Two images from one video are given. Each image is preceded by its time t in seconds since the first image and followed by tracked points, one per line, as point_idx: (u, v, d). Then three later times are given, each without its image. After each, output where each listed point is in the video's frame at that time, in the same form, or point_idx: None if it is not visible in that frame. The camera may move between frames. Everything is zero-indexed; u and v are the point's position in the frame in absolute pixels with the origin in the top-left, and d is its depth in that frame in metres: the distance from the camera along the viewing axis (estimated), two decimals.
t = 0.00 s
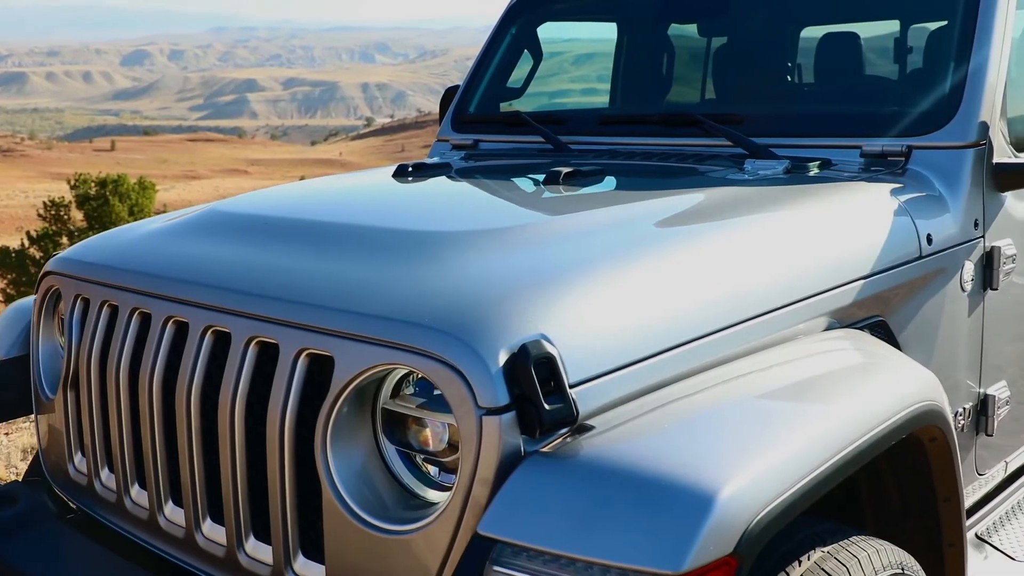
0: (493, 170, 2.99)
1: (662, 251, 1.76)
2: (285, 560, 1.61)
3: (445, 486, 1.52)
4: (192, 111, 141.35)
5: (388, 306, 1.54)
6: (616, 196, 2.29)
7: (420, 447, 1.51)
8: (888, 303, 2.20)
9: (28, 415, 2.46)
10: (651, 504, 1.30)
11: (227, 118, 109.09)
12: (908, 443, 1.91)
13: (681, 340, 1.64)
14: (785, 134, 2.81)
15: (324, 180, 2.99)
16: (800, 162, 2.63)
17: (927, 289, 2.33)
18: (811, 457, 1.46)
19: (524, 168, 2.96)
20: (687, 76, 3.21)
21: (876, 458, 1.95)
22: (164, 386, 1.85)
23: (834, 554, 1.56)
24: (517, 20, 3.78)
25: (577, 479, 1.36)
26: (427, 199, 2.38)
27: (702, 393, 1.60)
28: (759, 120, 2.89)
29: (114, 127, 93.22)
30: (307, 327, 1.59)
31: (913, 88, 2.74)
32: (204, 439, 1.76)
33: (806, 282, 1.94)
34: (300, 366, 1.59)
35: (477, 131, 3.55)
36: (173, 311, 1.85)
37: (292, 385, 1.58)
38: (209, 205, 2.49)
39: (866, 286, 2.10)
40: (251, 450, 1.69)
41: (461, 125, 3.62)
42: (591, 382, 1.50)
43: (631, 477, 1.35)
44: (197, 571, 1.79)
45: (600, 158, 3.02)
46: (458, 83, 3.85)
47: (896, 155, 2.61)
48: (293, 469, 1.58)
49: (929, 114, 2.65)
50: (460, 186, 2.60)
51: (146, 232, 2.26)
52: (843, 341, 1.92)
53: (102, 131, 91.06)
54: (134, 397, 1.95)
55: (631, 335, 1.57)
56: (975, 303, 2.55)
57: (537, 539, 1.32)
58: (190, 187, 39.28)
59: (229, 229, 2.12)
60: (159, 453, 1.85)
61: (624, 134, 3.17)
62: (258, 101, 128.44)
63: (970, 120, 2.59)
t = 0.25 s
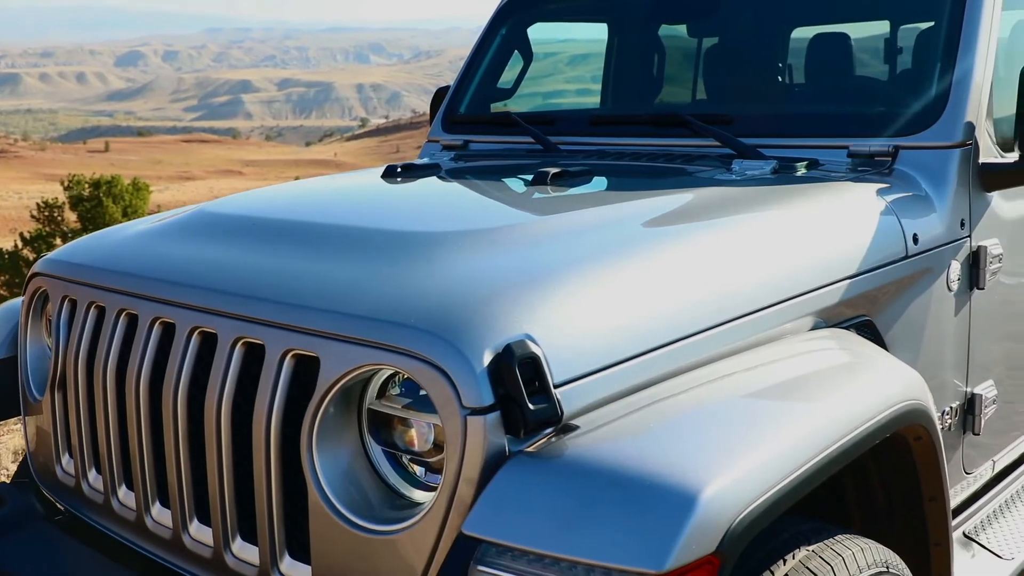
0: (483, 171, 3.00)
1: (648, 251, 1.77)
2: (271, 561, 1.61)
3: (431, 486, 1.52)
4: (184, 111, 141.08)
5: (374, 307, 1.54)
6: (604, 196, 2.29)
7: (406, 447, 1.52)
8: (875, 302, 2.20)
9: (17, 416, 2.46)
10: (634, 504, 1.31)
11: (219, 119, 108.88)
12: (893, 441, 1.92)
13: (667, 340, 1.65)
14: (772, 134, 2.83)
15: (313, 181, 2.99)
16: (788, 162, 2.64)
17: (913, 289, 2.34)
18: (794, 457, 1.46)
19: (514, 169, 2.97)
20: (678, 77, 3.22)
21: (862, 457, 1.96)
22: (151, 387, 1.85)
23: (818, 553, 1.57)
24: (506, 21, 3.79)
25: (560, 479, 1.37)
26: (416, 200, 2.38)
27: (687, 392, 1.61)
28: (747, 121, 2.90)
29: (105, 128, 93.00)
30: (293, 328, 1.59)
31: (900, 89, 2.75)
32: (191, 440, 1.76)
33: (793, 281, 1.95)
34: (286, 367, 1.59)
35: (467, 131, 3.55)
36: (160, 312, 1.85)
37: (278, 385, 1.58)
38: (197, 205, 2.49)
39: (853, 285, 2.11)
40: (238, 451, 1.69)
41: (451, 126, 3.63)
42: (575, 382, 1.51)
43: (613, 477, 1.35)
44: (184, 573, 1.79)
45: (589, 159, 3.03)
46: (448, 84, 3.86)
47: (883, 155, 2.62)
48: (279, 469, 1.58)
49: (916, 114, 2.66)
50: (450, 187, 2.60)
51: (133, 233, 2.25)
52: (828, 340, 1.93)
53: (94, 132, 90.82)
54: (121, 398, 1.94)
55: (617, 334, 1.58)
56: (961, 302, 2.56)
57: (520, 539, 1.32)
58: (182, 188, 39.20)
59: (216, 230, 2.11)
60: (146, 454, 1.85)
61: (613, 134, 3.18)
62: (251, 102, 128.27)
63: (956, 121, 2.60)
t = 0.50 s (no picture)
0: (472, 171, 3.00)
1: (634, 251, 1.77)
2: (257, 561, 1.61)
3: (416, 486, 1.52)
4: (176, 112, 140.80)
5: (359, 307, 1.54)
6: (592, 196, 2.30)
7: (391, 447, 1.52)
8: (861, 301, 2.21)
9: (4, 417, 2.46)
10: (617, 503, 1.32)
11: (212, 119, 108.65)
12: (878, 440, 1.93)
13: (652, 339, 1.65)
14: (759, 135, 2.84)
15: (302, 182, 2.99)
16: (775, 162, 2.65)
17: (899, 288, 2.35)
18: (778, 456, 1.47)
19: (503, 169, 2.97)
20: (668, 77, 3.22)
21: (848, 455, 1.97)
22: (137, 388, 1.85)
23: (803, 551, 1.58)
24: (496, 23, 3.81)
25: (544, 479, 1.37)
26: (404, 200, 2.38)
27: (673, 391, 1.61)
28: (735, 121, 2.91)
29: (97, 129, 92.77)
30: (279, 329, 1.59)
31: (887, 89, 2.76)
32: (177, 441, 1.76)
33: (779, 280, 1.96)
34: (272, 367, 1.59)
35: (457, 132, 3.55)
36: (147, 313, 1.85)
37: (264, 386, 1.58)
38: (185, 206, 2.49)
39: (840, 285, 2.11)
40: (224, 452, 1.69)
41: (441, 126, 3.63)
42: (560, 382, 1.51)
43: (597, 476, 1.36)
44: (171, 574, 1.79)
45: (578, 159, 3.04)
46: (438, 85, 3.87)
47: (870, 155, 2.63)
48: (265, 470, 1.58)
49: (902, 114, 2.68)
50: (439, 187, 2.61)
51: (121, 234, 2.25)
52: (814, 340, 1.94)
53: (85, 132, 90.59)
54: (108, 399, 1.94)
55: (602, 334, 1.58)
56: (948, 301, 2.57)
57: (504, 538, 1.33)
58: (174, 188, 39.13)
59: (204, 230, 2.11)
60: (133, 455, 1.85)
61: (602, 135, 3.18)
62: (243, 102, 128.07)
63: (941, 121, 2.62)
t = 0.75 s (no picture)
0: (461, 172, 3.01)
1: (620, 251, 1.78)
2: (243, 562, 1.61)
3: (401, 487, 1.52)
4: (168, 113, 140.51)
5: (344, 308, 1.54)
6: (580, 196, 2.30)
7: (377, 447, 1.53)
8: (847, 301, 2.22)
9: None
10: (600, 502, 1.32)
11: (204, 120, 108.43)
12: (863, 439, 1.93)
13: (638, 339, 1.66)
14: (746, 135, 2.85)
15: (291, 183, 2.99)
16: (762, 162, 2.66)
17: (886, 288, 2.36)
18: (761, 455, 1.47)
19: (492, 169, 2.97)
20: (658, 77, 3.23)
21: (834, 454, 1.98)
22: (124, 390, 1.85)
23: (788, 549, 1.58)
24: (486, 23, 3.81)
25: (528, 479, 1.38)
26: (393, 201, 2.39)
27: (659, 391, 1.62)
28: (724, 122, 2.93)
29: (88, 130, 92.51)
30: (265, 330, 1.60)
31: (876, 89, 2.77)
32: (164, 442, 1.76)
33: (765, 280, 1.96)
34: (257, 368, 1.59)
35: (447, 132, 3.56)
36: (133, 314, 1.85)
37: (249, 387, 1.58)
38: (174, 207, 2.49)
39: (826, 284, 2.12)
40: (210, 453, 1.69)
41: (431, 127, 3.64)
42: (544, 382, 1.51)
43: (580, 476, 1.36)
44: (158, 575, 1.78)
45: (567, 159, 3.04)
46: (428, 86, 3.87)
47: (857, 155, 2.63)
48: (251, 470, 1.58)
49: (888, 114, 2.69)
50: (428, 188, 2.61)
51: (109, 235, 2.25)
52: (800, 340, 1.94)
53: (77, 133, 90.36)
54: (95, 401, 1.94)
55: (588, 333, 1.59)
56: (934, 301, 2.58)
57: (489, 538, 1.33)
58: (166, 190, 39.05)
59: (191, 231, 2.11)
60: (120, 456, 1.85)
61: (591, 135, 3.19)
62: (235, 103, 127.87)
63: (927, 121, 2.63)
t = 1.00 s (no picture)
0: (451, 172, 3.01)
1: (606, 251, 1.78)
2: (229, 563, 1.61)
3: (387, 487, 1.53)
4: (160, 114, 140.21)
5: (329, 308, 1.55)
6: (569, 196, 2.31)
7: (362, 447, 1.53)
8: (833, 300, 2.23)
9: None
10: (584, 502, 1.32)
11: (198, 121, 108.32)
12: (849, 438, 1.94)
13: (623, 339, 1.66)
14: (734, 136, 2.87)
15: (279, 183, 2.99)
16: (750, 162, 2.67)
17: (872, 288, 2.37)
18: (744, 453, 1.48)
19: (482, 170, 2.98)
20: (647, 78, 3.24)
21: (820, 453, 1.99)
22: (110, 391, 1.85)
23: (772, 548, 1.59)
24: (476, 23, 3.82)
25: (512, 479, 1.38)
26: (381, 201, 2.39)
27: (645, 390, 1.62)
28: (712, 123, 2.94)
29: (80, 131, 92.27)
30: (250, 331, 1.60)
31: (864, 89, 2.78)
32: (150, 443, 1.76)
33: (751, 279, 1.97)
34: (243, 369, 1.60)
35: (437, 133, 3.57)
36: (119, 315, 1.85)
37: (235, 388, 1.58)
38: (162, 209, 2.49)
39: (812, 284, 2.13)
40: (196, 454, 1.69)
41: (421, 127, 3.64)
42: (529, 382, 1.52)
43: (564, 475, 1.37)
44: None
45: (556, 159, 3.05)
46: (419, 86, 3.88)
47: (844, 155, 2.64)
48: (236, 471, 1.58)
49: (875, 115, 2.70)
50: (417, 188, 2.62)
51: (96, 237, 2.25)
52: (786, 339, 1.95)
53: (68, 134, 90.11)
54: (81, 402, 1.94)
55: (573, 333, 1.59)
56: (920, 300, 2.60)
57: (473, 538, 1.33)
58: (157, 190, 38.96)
59: (178, 233, 2.11)
60: (106, 457, 1.84)
61: (580, 135, 3.19)
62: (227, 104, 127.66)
63: (913, 121, 2.64)
